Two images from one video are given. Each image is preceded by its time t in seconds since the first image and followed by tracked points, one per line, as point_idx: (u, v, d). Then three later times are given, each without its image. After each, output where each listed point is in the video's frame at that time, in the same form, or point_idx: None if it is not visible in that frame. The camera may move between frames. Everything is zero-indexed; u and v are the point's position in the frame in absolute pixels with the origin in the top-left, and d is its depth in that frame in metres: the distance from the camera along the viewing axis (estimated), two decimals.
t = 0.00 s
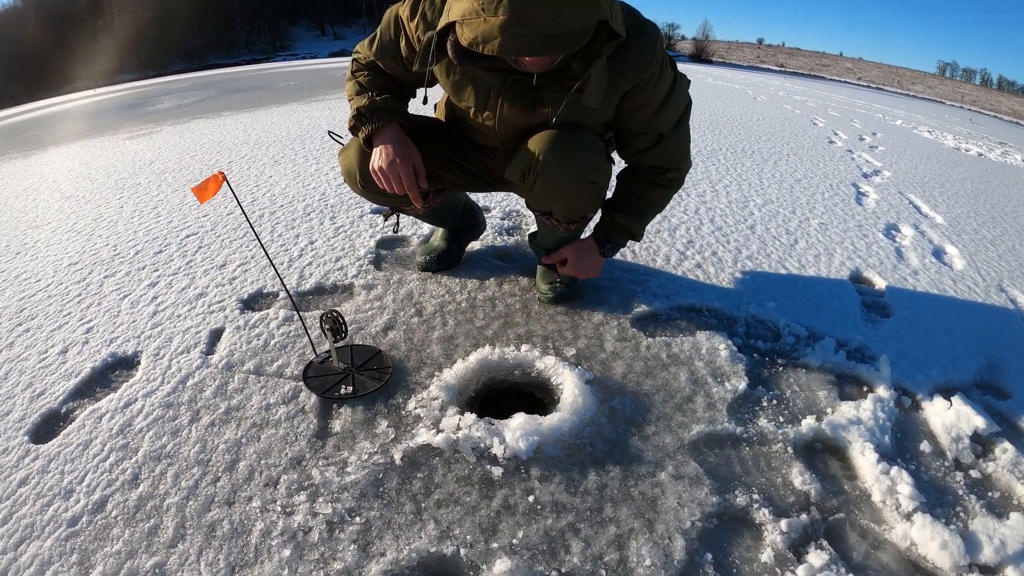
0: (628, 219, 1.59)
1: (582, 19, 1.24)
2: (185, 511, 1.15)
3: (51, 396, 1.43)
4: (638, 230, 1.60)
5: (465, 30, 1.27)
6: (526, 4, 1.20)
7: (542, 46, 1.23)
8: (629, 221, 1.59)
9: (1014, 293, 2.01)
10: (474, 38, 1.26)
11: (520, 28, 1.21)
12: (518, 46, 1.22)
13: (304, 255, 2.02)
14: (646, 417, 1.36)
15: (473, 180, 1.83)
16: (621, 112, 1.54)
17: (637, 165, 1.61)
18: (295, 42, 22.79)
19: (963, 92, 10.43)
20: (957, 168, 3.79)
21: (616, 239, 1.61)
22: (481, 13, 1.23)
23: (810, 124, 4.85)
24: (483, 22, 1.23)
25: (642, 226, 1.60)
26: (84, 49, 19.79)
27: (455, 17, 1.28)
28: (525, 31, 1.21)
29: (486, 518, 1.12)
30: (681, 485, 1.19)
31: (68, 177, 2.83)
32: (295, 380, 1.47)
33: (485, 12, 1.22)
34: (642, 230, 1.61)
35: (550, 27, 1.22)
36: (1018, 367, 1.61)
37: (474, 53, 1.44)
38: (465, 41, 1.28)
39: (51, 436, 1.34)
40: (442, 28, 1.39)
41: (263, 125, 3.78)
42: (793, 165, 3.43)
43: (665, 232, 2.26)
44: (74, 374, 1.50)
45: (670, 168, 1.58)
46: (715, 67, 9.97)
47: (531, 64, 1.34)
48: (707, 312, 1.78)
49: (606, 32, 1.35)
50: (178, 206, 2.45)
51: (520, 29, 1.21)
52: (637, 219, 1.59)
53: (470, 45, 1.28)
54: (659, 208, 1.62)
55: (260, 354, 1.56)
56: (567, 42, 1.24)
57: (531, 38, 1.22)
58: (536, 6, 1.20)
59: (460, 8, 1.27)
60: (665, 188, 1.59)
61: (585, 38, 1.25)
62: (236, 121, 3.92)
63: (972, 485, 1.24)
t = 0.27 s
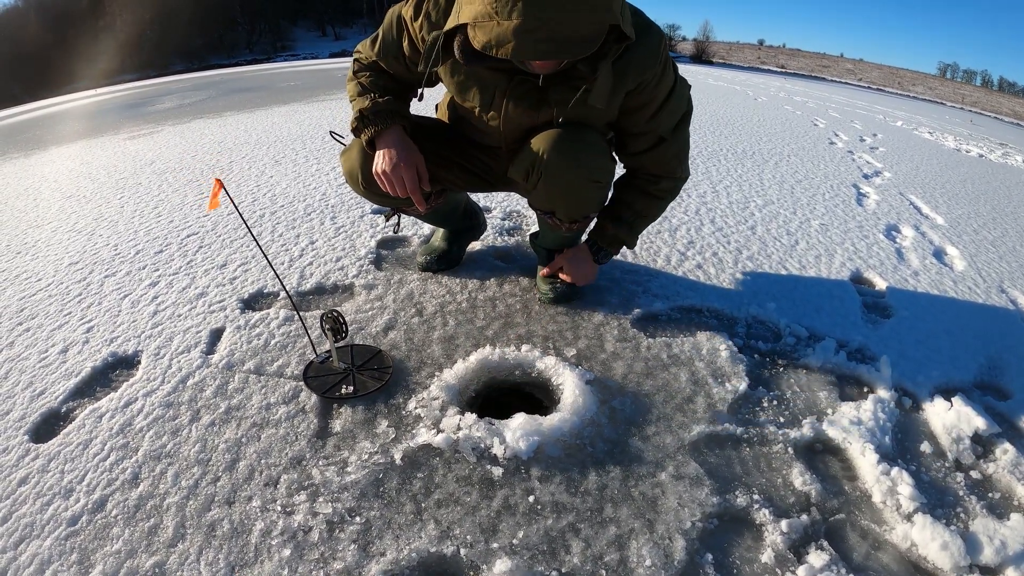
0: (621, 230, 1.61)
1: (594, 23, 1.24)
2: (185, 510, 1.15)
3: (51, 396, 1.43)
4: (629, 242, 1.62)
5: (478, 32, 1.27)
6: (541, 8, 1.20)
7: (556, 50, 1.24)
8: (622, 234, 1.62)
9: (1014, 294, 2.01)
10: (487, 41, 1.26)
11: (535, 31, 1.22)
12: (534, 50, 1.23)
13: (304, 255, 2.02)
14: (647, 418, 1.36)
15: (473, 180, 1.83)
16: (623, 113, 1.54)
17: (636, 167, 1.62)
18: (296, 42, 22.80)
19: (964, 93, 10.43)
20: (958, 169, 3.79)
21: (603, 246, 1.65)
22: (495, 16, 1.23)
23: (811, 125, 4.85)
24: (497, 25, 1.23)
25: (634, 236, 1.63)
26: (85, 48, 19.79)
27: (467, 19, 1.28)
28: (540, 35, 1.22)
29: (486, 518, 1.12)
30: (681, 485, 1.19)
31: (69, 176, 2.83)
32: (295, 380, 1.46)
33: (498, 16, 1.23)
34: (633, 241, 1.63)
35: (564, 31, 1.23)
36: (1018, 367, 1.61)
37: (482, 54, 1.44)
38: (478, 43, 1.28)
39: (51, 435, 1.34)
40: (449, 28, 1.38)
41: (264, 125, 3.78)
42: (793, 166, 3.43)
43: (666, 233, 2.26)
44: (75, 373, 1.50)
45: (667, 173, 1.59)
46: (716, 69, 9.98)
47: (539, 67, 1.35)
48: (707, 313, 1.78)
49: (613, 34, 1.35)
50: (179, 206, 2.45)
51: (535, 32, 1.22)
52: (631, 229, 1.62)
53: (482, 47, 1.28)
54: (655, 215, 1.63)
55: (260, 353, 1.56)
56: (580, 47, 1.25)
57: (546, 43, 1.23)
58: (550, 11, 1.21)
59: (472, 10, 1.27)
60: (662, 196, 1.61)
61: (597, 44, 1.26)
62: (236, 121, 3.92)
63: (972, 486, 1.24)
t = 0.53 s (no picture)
0: (622, 230, 1.62)
1: (606, 23, 1.24)
2: (186, 510, 1.15)
3: (53, 395, 1.43)
4: (629, 242, 1.62)
5: (490, 27, 1.25)
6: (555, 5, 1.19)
7: (569, 48, 1.22)
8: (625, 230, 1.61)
9: (1015, 295, 2.01)
10: (499, 37, 1.25)
11: (548, 28, 1.21)
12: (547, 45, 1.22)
13: (305, 256, 2.02)
14: (648, 418, 1.36)
15: (473, 180, 1.84)
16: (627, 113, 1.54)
17: (638, 168, 1.62)
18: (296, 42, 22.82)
19: (964, 94, 10.43)
20: (958, 171, 3.80)
21: (605, 246, 1.65)
22: (508, 12, 1.22)
23: (812, 126, 4.86)
24: (510, 21, 1.22)
25: (634, 237, 1.62)
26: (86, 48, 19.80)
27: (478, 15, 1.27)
28: (553, 32, 1.21)
29: (487, 518, 1.12)
30: (682, 485, 1.19)
31: (70, 176, 2.83)
32: (296, 380, 1.47)
33: (512, 11, 1.21)
34: (635, 241, 1.63)
35: (577, 29, 1.22)
36: (1019, 368, 1.61)
37: (488, 50, 1.43)
38: (490, 39, 1.27)
39: (52, 435, 1.34)
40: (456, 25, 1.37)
41: (265, 125, 3.78)
42: (794, 167, 3.43)
43: (667, 234, 2.26)
44: (76, 372, 1.50)
45: (670, 174, 1.59)
46: (717, 69, 9.99)
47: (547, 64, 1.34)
48: (708, 314, 1.78)
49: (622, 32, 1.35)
50: (180, 206, 2.45)
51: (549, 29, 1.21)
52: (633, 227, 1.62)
53: (494, 43, 1.27)
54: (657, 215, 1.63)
55: (261, 353, 1.56)
56: (587, 47, 1.24)
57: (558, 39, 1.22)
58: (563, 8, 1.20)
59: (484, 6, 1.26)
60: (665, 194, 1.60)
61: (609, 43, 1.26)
62: (237, 121, 3.93)
63: (973, 487, 1.24)
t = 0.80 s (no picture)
0: (629, 228, 1.60)
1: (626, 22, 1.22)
2: (187, 509, 1.15)
3: (54, 394, 1.43)
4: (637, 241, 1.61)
5: (511, 30, 1.20)
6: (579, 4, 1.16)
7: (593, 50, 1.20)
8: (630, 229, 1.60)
9: (1015, 295, 2.02)
10: (522, 40, 1.20)
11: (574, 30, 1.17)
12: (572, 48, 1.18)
13: (307, 255, 2.03)
14: (649, 418, 1.37)
15: (475, 180, 1.86)
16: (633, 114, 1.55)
17: (642, 169, 1.63)
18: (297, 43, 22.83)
19: (965, 95, 10.43)
20: (959, 171, 3.80)
21: (614, 248, 1.62)
22: (530, 14, 1.17)
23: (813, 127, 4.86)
24: (533, 23, 1.17)
25: (640, 236, 1.61)
26: (87, 48, 19.80)
27: (497, 17, 1.21)
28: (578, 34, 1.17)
29: (488, 518, 1.12)
30: (683, 486, 1.20)
31: (71, 176, 2.83)
32: (297, 380, 1.47)
33: (534, 14, 1.17)
34: (641, 241, 1.63)
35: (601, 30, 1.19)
36: (1020, 369, 1.61)
37: (502, 53, 1.44)
38: (511, 42, 1.22)
39: (53, 434, 1.34)
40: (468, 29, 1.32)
41: (266, 125, 3.78)
42: (795, 168, 3.44)
43: (668, 234, 2.26)
44: (77, 371, 1.50)
45: (674, 175, 1.60)
46: (717, 70, 9.99)
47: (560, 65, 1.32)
48: (709, 314, 1.78)
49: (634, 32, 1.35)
50: (181, 205, 2.45)
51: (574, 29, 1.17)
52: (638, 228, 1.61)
53: (516, 46, 1.21)
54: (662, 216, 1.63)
55: (262, 353, 1.56)
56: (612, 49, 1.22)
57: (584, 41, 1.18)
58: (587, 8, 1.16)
59: (501, 8, 1.21)
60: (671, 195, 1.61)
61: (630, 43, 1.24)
62: (238, 121, 3.93)
63: (973, 487, 1.24)
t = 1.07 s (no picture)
0: (614, 245, 1.53)
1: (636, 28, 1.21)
2: (188, 509, 1.15)
3: (55, 393, 1.44)
4: (622, 261, 1.53)
5: (522, 37, 1.19)
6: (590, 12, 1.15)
7: (603, 58, 1.19)
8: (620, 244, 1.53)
9: (1016, 296, 2.02)
10: (533, 49, 1.19)
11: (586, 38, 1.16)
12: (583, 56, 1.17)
13: (308, 255, 2.03)
14: (650, 419, 1.37)
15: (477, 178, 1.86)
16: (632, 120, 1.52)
17: (636, 178, 1.59)
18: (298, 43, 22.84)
19: (966, 96, 10.43)
20: (960, 172, 3.79)
21: (598, 270, 1.54)
22: (541, 23, 1.16)
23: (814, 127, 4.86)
24: (544, 32, 1.16)
25: (626, 257, 1.54)
26: (88, 48, 19.82)
27: (507, 26, 1.20)
28: (590, 42, 1.16)
29: (489, 517, 1.13)
30: (684, 486, 1.20)
31: (72, 176, 2.83)
32: (298, 379, 1.47)
33: (546, 22, 1.16)
34: (626, 265, 1.54)
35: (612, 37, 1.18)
36: (1021, 370, 1.61)
37: (508, 57, 1.43)
38: (522, 50, 1.20)
39: (54, 433, 1.34)
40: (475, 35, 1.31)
41: (266, 125, 3.78)
42: (796, 169, 3.44)
43: (668, 234, 2.26)
44: (78, 371, 1.50)
45: (666, 186, 1.55)
46: (718, 71, 9.99)
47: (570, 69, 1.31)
48: (710, 314, 1.78)
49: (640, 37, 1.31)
50: (182, 205, 2.45)
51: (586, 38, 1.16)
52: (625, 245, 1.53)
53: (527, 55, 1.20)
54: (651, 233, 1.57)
55: (263, 352, 1.56)
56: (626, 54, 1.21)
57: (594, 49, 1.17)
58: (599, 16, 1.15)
59: (511, 16, 1.19)
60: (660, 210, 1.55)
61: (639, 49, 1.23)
62: (239, 121, 3.93)
63: (974, 488, 1.24)
